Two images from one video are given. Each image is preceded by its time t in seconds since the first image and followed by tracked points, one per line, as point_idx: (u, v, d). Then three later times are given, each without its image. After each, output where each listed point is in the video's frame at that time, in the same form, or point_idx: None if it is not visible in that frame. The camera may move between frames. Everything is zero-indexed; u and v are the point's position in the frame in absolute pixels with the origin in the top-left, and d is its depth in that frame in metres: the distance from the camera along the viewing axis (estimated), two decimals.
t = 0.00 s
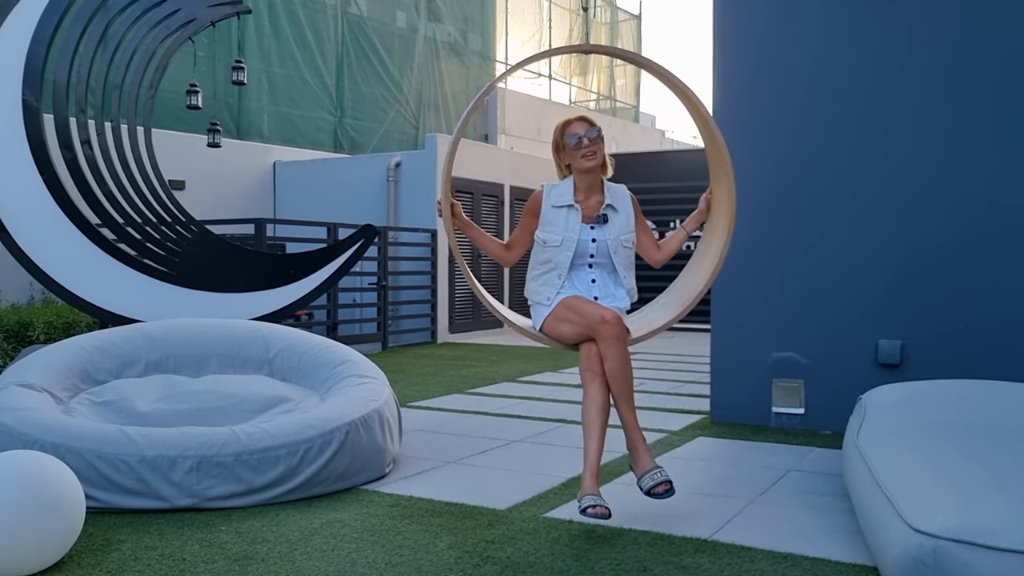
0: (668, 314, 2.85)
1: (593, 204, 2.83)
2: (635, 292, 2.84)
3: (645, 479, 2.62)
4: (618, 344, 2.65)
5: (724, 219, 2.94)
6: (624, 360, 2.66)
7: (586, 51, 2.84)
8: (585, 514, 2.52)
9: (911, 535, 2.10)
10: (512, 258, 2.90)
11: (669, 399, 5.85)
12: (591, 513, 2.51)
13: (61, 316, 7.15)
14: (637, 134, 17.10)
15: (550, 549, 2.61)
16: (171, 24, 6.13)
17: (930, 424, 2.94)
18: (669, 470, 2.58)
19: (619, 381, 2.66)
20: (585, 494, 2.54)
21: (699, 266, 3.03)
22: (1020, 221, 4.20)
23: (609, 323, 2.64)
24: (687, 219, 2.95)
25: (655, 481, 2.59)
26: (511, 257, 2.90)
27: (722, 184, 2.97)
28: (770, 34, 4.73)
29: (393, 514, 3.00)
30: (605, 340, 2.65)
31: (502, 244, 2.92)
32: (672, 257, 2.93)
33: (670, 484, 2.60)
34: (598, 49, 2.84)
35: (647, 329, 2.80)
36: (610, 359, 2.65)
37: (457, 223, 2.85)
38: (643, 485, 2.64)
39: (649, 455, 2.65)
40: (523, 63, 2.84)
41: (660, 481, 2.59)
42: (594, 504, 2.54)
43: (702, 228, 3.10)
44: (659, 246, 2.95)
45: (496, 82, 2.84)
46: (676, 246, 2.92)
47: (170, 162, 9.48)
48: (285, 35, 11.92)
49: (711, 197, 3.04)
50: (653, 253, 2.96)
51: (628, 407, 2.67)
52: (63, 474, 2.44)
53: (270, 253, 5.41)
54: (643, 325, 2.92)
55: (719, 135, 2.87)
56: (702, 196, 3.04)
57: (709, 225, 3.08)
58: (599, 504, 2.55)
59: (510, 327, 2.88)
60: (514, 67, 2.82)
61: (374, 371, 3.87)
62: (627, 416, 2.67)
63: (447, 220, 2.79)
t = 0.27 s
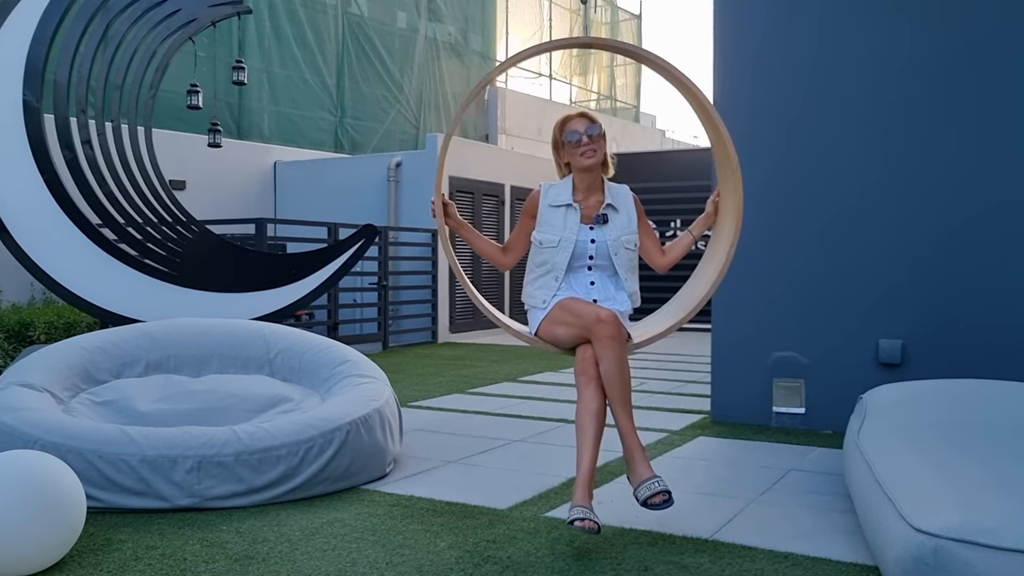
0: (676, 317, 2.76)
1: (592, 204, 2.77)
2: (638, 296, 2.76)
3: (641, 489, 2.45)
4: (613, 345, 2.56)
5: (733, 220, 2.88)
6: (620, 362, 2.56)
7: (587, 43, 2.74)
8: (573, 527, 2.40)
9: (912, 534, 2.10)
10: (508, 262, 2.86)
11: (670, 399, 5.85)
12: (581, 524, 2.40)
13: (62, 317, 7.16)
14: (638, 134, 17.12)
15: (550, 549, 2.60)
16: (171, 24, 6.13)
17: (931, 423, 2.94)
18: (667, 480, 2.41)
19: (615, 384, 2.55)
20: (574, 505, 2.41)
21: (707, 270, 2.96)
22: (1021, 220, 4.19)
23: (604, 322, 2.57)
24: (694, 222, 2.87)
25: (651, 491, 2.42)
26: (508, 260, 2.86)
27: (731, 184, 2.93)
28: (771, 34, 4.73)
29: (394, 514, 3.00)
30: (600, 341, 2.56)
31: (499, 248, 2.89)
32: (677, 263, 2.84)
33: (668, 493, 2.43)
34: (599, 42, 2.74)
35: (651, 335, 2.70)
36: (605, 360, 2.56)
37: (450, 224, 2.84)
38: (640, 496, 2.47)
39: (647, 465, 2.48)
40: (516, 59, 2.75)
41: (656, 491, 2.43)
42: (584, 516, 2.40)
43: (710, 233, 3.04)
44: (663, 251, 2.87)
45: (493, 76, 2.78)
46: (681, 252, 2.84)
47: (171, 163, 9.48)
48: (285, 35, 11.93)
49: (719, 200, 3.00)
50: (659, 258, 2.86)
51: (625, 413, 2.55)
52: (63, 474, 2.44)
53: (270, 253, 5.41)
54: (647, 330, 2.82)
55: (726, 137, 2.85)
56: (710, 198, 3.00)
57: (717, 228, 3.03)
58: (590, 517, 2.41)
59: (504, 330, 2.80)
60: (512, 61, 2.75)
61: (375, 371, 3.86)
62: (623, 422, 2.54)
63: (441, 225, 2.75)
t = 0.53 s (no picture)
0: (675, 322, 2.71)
1: (590, 200, 2.74)
2: (638, 298, 2.71)
3: (635, 495, 2.32)
4: (606, 341, 2.48)
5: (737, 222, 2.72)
6: (614, 360, 2.48)
7: (584, 34, 2.65)
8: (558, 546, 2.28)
9: (911, 535, 2.10)
10: (503, 263, 2.82)
11: (669, 399, 5.85)
12: (566, 544, 2.27)
13: (62, 317, 7.16)
14: (638, 134, 17.14)
15: (549, 550, 2.60)
16: (171, 25, 6.12)
17: (930, 424, 2.94)
18: (662, 485, 2.28)
19: (609, 383, 2.46)
20: (562, 522, 2.30)
21: (713, 271, 2.81)
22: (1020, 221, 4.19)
23: (596, 317, 2.50)
24: (699, 224, 2.80)
25: (646, 497, 2.28)
26: (503, 261, 2.82)
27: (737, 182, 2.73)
28: (771, 34, 4.73)
29: (392, 515, 3.00)
30: (592, 337, 2.49)
31: (494, 248, 2.86)
32: (679, 266, 2.81)
33: (664, 500, 2.29)
34: (597, 32, 2.65)
35: (653, 337, 2.68)
36: (598, 358, 2.47)
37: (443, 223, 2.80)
38: (634, 503, 2.33)
39: (642, 469, 2.36)
40: (507, 52, 2.63)
41: (651, 498, 2.29)
42: (569, 536, 2.28)
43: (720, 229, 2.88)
44: (665, 253, 2.83)
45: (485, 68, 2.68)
46: (683, 255, 2.81)
47: (171, 163, 9.49)
48: (285, 35, 11.94)
49: (726, 199, 2.81)
50: (660, 260, 2.83)
51: (620, 415, 2.45)
52: (62, 475, 2.44)
53: (270, 253, 5.40)
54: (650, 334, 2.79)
55: (732, 132, 2.64)
56: (716, 198, 2.81)
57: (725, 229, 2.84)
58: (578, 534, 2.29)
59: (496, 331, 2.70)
60: (507, 53, 2.66)
61: (374, 372, 3.86)
62: (617, 424, 2.44)
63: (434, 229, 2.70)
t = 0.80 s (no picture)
0: (677, 319, 2.63)
1: (589, 191, 2.74)
2: (640, 294, 2.70)
3: (629, 491, 2.27)
4: (601, 331, 2.46)
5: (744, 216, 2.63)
6: (609, 351, 2.45)
7: (583, 23, 2.62)
8: (548, 545, 2.24)
9: (910, 535, 2.10)
10: (501, 261, 2.80)
11: (670, 399, 5.85)
12: (555, 544, 2.23)
13: (63, 317, 7.16)
14: (638, 134, 17.14)
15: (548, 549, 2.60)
16: (171, 24, 6.12)
17: (930, 424, 2.94)
18: (657, 480, 2.23)
19: (603, 375, 2.43)
20: (552, 522, 2.26)
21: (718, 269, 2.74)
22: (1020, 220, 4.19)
23: (591, 307, 2.48)
24: (704, 221, 2.73)
25: (642, 494, 2.23)
26: (500, 259, 2.80)
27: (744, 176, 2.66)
28: (771, 34, 4.73)
29: (393, 514, 3.00)
30: (587, 327, 2.47)
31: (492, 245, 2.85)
32: (681, 264, 2.80)
33: (660, 498, 2.22)
34: (595, 21, 2.62)
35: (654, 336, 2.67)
36: (592, 348, 2.45)
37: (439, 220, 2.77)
38: (629, 500, 2.28)
39: (636, 463, 2.31)
40: (508, 39, 2.63)
41: (648, 495, 2.23)
42: (558, 536, 2.25)
43: (726, 228, 2.81)
44: (668, 250, 2.81)
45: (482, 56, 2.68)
46: (685, 255, 2.79)
47: (171, 163, 9.49)
48: (286, 35, 11.94)
49: (733, 195, 2.74)
50: (662, 257, 2.81)
51: (614, 408, 2.41)
52: (62, 474, 2.44)
53: (270, 253, 5.40)
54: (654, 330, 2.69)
55: (735, 121, 2.58)
56: (722, 194, 2.74)
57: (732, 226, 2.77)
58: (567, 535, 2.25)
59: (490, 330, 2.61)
60: (505, 42, 2.64)
61: (375, 371, 3.86)
62: (611, 416, 2.40)
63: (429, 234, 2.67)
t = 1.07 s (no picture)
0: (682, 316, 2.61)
1: (589, 187, 2.74)
2: (640, 293, 2.67)
3: (623, 490, 2.26)
4: (596, 328, 2.45)
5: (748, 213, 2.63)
6: (603, 348, 2.44)
7: (583, 19, 2.63)
8: (539, 546, 2.22)
9: (911, 536, 2.10)
10: (499, 261, 2.80)
11: (670, 399, 5.85)
12: (547, 544, 2.21)
13: (64, 318, 7.16)
14: (639, 135, 17.14)
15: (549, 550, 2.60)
16: (172, 25, 6.12)
17: (930, 424, 2.95)
18: (649, 478, 2.22)
19: (597, 372, 2.42)
20: (545, 522, 2.25)
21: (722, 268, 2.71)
22: (1021, 221, 4.19)
23: (586, 303, 2.48)
24: (709, 220, 2.73)
25: (635, 492, 2.22)
26: (499, 259, 2.81)
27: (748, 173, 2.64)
28: (772, 35, 4.73)
29: (393, 515, 3.00)
30: (581, 324, 2.47)
31: (490, 246, 2.85)
32: (685, 264, 2.77)
33: (654, 497, 2.21)
34: (596, 18, 2.62)
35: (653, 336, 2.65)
36: (587, 345, 2.45)
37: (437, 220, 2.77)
38: (622, 498, 2.26)
39: (629, 460, 2.30)
40: (508, 36, 2.63)
41: (641, 494, 2.22)
42: (551, 537, 2.23)
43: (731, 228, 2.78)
44: (672, 251, 2.79)
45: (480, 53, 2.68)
46: (690, 255, 2.76)
47: (172, 163, 9.49)
48: (287, 35, 11.95)
49: (737, 194, 2.71)
50: (666, 257, 2.79)
51: (609, 406, 2.40)
52: (63, 475, 2.44)
53: (271, 254, 5.40)
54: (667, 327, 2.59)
55: (736, 116, 2.57)
56: (726, 193, 2.72)
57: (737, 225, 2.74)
58: (560, 536, 2.23)
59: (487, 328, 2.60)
60: (506, 38, 2.65)
61: (375, 372, 3.86)
62: (605, 413, 2.39)
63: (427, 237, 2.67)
